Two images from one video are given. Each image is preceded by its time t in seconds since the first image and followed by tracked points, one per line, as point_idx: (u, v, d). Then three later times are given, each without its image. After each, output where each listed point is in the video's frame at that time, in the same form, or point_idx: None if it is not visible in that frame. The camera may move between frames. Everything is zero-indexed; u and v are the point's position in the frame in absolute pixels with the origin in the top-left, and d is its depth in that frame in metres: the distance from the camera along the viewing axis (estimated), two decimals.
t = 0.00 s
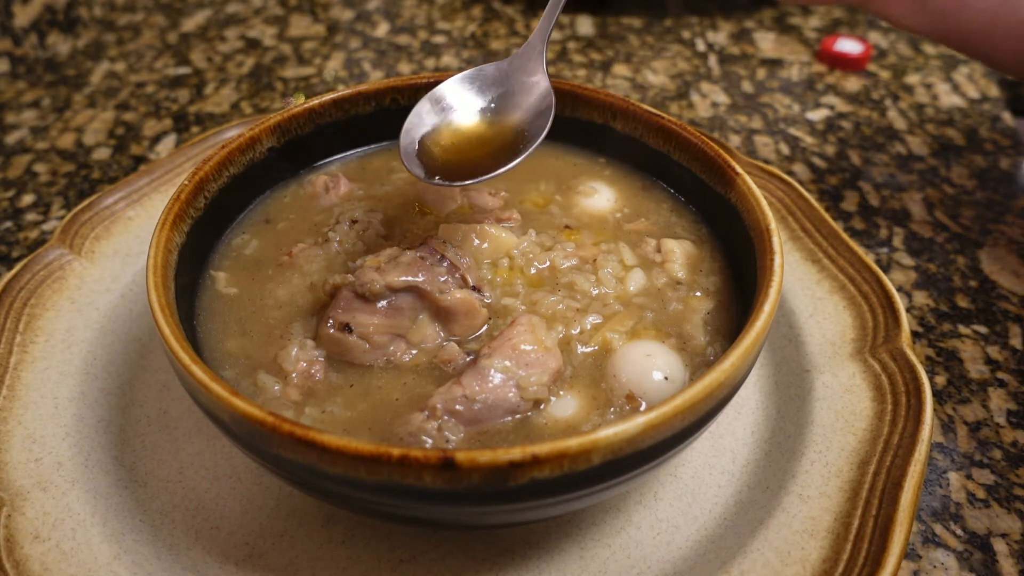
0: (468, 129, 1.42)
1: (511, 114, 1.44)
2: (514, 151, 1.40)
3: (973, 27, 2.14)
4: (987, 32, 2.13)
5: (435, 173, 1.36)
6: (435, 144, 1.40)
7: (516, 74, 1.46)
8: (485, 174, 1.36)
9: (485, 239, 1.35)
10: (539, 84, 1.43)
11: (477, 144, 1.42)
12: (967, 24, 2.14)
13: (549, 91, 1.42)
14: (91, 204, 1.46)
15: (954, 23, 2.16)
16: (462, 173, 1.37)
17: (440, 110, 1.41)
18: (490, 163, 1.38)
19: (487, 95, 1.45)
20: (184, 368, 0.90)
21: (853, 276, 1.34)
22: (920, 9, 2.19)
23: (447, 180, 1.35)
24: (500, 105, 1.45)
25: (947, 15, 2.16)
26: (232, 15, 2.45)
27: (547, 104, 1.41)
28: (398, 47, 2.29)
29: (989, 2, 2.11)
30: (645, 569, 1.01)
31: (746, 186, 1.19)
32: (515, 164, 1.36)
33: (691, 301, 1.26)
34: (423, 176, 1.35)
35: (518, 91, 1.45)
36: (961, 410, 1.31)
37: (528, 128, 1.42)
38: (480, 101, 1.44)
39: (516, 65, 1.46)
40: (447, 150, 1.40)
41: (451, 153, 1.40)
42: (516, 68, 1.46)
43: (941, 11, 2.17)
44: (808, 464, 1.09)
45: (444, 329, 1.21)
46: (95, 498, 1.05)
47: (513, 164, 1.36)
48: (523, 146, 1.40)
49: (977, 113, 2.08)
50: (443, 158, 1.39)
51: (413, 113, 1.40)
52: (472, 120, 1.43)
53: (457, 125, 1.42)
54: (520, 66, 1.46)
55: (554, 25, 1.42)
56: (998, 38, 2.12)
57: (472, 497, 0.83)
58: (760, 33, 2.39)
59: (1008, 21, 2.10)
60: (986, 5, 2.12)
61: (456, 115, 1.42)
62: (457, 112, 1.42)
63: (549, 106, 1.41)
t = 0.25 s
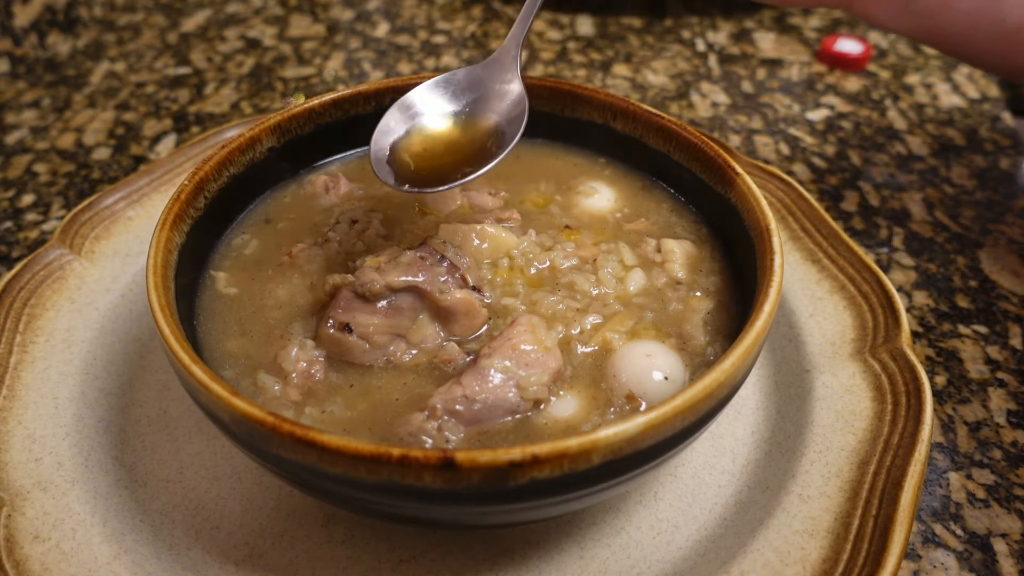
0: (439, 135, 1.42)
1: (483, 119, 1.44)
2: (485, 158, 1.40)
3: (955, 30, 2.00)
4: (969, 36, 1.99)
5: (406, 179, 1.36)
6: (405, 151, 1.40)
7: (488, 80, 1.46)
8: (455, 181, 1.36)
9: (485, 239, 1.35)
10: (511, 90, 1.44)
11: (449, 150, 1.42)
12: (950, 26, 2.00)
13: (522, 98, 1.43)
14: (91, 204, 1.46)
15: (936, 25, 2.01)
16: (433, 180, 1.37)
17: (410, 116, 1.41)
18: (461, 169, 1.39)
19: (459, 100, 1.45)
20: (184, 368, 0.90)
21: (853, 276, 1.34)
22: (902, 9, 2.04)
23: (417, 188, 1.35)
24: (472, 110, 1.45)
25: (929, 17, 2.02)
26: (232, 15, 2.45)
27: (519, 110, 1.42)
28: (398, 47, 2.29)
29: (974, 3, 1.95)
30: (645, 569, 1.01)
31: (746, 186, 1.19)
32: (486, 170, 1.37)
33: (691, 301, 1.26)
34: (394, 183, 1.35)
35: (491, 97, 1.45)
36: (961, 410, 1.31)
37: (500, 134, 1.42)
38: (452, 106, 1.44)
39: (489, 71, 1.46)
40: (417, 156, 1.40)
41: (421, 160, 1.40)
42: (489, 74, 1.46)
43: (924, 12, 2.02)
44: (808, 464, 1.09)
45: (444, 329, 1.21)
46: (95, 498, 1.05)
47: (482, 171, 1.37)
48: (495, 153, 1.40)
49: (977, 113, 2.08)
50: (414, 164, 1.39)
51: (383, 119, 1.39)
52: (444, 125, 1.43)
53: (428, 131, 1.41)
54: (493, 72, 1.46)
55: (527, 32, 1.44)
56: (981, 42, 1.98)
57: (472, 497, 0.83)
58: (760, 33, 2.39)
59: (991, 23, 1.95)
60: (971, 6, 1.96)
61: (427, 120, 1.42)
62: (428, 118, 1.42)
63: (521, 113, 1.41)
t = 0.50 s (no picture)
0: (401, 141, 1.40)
1: (449, 124, 1.42)
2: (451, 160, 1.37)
3: (936, 31, 1.91)
4: (951, 37, 1.91)
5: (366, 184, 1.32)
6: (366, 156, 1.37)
7: (454, 86, 1.45)
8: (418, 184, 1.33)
9: (485, 239, 1.35)
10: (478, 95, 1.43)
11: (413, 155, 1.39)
12: (932, 28, 1.91)
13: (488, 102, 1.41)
14: (91, 204, 1.46)
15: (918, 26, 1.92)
16: (394, 184, 1.33)
17: (371, 122, 1.38)
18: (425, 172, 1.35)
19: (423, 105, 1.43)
20: (184, 368, 0.90)
21: (853, 276, 1.34)
22: (882, 10, 1.94)
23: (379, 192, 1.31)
24: (436, 116, 1.43)
25: (911, 19, 1.93)
26: (232, 15, 2.45)
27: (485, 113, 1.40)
28: (398, 47, 2.29)
29: (955, 3, 1.87)
30: (645, 569, 1.01)
31: (746, 186, 1.19)
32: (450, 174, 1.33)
33: (691, 301, 1.26)
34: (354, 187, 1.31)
35: (457, 101, 1.44)
36: (961, 410, 1.31)
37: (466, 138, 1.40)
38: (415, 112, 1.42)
39: (456, 76, 1.45)
40: (379, 161, 1.37)
41: (382, 165, 1.36)
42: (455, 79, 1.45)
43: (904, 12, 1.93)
44: (808, 464, 1.09)
45: (444, 329, 1.21)
46: (95, 498, 1.05)
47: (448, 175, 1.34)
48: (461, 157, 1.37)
49: (977, 113, 2.08)
50: (374, 169, 1.36)
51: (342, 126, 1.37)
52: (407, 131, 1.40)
53: (390, 137, 1.39)
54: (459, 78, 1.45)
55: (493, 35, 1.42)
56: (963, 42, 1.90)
57: (472, 497, 0.83)
58: (760, 33, 2.39)
59: (972, 25, 1.88)
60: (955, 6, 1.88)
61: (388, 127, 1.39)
62: (390, 124, 1.40)
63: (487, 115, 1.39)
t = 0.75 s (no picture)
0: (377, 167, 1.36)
1: (427, 146, 1.38)
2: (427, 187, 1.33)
3: (929, 37, 1.87)
4: (941, 43, 1.88)
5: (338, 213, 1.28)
6: (340, 184, 1.33)
7: (433, 105, 1.41)
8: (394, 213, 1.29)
9: (485, 239, 1.35)
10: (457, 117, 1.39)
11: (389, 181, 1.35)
12: (926, 33, 1.87)
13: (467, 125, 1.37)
14: (91, 204, 1.46)
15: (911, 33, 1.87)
16: (367, 212, 1.29)
17: (343, 147, 1.35)
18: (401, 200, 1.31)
19: (400, 125, 1.39)
20: (184, 368, 0.90)
21: (853, 277, 1.34)
22: (872, 16, 1.88)
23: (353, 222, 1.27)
24: (414, 136, 1.39)
25: (903, 25, 1.87)
26: (232, 15, 2.45)
27: (465, 137, 1.37)
28: (398, 47, 2.29)
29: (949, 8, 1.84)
30: (645, 569, 1.01)
31: (747, 186, 1.19)
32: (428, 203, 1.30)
33: (691, 301, 1.26)
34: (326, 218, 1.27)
35: (436, 122, 1.40)
36: (961, 410, 1.31)
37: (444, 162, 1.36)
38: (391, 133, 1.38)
39: (434, 94, 1.40)
40: (352, 190, 1.33)
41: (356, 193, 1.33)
42: (434, 97, 1.40)
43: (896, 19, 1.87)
44: (808, 465, 1.09)
45: (444, 329, 1.21)
46: (94, 498, 1.05)
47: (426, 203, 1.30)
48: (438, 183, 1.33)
49: (977, 113, 2.08)
50: (350, 198, 1.32)
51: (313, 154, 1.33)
52: (382, 156, 1.37)
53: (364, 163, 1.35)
54: (438, 96, 1.40)
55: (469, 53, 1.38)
56: (954, 47, 1.88)
57: (472, 497, 0.83)
58: (760, 33, 2.40)
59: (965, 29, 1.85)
60: (947, 11, 1.84)
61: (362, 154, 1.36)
62: (364, 149, 1.37)
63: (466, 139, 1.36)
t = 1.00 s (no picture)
0: (375, 184, 1.34)
1: (426, 164, 1.37)
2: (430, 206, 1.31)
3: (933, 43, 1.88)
4: (945, 48, 1.89)
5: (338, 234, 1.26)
6: (337, 203, 1.31)
7: (429, 121, 1.39)
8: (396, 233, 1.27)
9: (485, 239, 1.34)
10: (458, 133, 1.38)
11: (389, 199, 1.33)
12: (931, 39, 1.87)
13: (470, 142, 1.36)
14: (91, 204, 1.46)
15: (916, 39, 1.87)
16: (368, 233, 1.26)
17: (338, 165, 1.33)
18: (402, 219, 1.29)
19: (395, 141, 1.37)
20: (184, 368, 0.90)
21: (853, 277, 1.34)
22: (877, 20, 1.87)
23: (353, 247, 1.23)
24: (412, 153, 1.37)
25: (907, 30, 1.87)
26: (232, 15, 2.45)
27: (466, 157, 1.36)
28: (398, 47, 2.29)
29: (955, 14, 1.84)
30: (645, 569, 1.01)
31: (746, 186, 1.19)
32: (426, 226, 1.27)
33: (691, 301, 1.26)
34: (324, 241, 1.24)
35: (435, 138, 1.39)
36: (961, 410, 1.31)
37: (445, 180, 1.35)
38: (387, 151, 1.37)
39: (431, 109, 1.39)
40: (349, 209, 1.31)
41: (354, 213, 1.30)
42: (431, 113, 1.39)
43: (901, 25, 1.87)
44: (808, 465, 1.09)
45: (444, 329, 1.21)
46: (94, 498, 1.05)
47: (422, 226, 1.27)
48: (440, 202, 1.32)
49: (977, 113, 2.08)
50: (347, 220, 1.29)
51: (309, 172, 1.31)
52: (380, 173, 1.35)
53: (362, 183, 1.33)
54: (434, 110, 1.39)
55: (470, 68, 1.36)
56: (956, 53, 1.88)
57: (472, 497, 0.83)
58: (760, 33, 2.40)
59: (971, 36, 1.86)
60: (954, 16, 1.85)
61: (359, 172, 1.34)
62: (360, 166, 1.35)
63: (470, 158, 1.35)
